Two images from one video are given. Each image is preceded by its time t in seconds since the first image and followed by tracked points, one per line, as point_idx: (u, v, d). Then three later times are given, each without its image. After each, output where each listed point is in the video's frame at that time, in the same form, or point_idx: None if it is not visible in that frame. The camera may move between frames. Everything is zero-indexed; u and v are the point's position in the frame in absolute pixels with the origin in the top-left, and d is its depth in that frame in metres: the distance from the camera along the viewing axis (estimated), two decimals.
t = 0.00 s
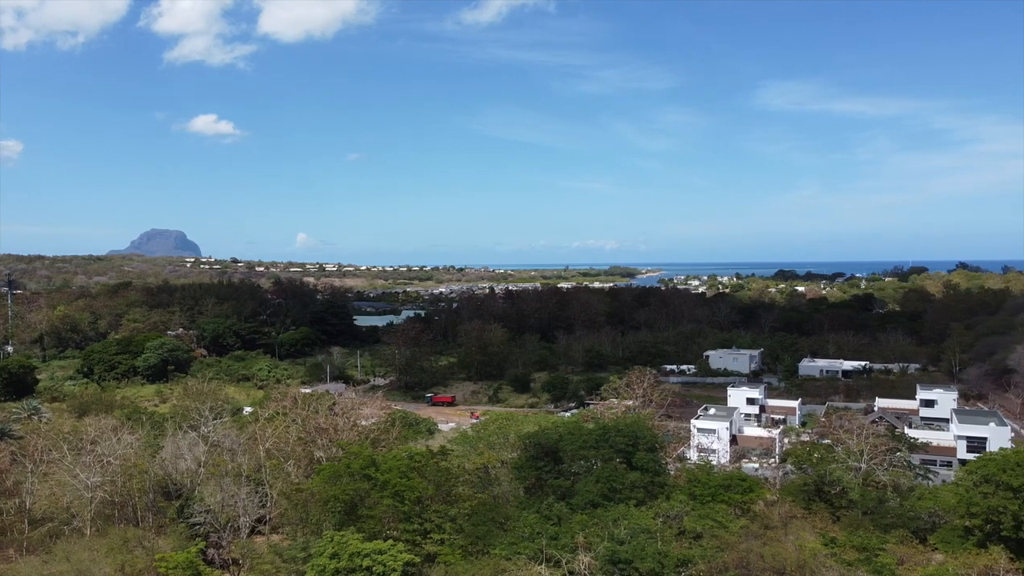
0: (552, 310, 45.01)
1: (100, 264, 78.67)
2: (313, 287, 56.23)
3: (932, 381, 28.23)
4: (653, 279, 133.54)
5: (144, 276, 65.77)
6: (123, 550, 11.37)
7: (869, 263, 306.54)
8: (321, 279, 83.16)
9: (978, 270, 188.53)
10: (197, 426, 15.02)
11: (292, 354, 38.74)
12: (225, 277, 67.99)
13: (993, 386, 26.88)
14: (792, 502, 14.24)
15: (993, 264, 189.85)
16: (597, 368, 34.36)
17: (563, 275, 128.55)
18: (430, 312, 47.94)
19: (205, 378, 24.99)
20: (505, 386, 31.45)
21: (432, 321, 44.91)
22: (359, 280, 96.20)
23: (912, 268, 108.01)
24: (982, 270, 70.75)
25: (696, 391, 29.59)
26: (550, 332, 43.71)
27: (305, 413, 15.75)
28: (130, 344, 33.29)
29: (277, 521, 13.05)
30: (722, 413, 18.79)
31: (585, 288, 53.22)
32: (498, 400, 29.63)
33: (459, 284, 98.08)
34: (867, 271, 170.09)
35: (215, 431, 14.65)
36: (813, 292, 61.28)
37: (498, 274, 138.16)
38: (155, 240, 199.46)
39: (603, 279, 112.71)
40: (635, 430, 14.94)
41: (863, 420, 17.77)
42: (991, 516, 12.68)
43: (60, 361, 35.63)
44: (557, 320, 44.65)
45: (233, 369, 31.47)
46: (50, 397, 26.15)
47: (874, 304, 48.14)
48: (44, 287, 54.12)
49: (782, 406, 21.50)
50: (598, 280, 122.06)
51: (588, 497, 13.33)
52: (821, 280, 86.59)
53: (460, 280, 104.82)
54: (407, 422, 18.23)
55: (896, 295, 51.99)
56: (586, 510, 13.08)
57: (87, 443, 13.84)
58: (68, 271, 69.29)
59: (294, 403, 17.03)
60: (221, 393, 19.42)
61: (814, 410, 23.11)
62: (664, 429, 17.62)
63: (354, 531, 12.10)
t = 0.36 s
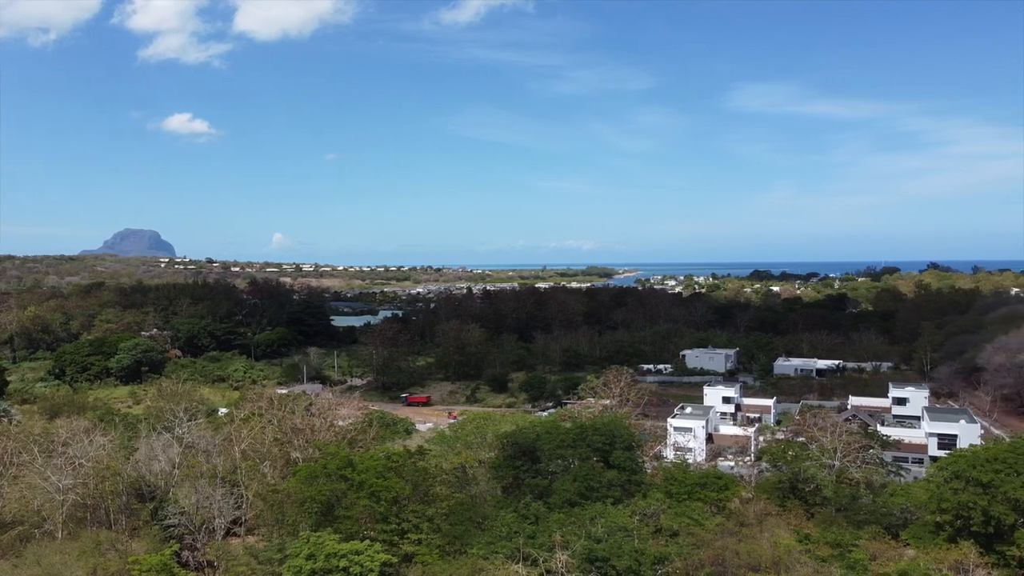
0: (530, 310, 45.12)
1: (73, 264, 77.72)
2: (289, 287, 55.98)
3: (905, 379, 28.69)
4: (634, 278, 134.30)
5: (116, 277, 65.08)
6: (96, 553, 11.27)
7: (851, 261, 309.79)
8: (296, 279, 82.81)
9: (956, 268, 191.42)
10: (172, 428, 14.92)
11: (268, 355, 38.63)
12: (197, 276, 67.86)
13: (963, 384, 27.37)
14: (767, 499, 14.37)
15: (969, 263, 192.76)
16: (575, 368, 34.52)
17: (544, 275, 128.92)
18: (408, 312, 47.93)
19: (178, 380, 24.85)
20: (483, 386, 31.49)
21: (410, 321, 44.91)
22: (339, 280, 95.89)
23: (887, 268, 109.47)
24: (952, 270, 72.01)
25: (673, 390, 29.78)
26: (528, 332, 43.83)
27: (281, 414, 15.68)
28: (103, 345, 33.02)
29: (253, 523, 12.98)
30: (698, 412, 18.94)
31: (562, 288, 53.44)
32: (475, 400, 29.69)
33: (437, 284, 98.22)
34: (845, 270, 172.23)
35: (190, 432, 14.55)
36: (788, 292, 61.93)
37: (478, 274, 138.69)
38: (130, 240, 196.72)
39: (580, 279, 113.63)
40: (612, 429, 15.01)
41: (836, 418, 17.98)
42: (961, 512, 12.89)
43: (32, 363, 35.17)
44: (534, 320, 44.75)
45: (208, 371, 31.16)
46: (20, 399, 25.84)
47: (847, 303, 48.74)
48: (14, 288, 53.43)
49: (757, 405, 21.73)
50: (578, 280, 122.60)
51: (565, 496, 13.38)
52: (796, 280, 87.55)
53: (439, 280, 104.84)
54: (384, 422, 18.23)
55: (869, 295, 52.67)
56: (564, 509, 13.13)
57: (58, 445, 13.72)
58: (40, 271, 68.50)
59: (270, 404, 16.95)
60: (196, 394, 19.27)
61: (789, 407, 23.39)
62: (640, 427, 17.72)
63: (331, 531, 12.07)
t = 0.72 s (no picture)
0: (507, 310, 45.17)
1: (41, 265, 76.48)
2: (263, 288, 55.66)
3: (876, 377, 29.17)
4: (614, 278, 135.10)
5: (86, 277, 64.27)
6: (65, 558, 11.13)
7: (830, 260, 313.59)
8: (271, 279, 82.32)
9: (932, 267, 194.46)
10: (144, 430, 14.78)
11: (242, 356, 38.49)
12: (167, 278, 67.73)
13: (932, 381, 27.87)
14: (741, 496, 14.51)
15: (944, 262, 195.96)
16: (551, 368, 34.67)
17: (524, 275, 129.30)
18: (384, 312, 47.88)
19: (150, 382, 24.66)
20: (459, 386, 31.51)
21: (386, 321, 44.80)
22: (317, 281, 95.45)
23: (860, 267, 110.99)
24: (922, 270, 73.28)
25: (648, 389, 29.96)
26: (504, 332, 43.92)
27: (255, 415, 15.60)
28: (73, 346, 32.69)
29: (227, 525, 12.90)
30: (673, 411, 19.08)
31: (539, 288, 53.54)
32: (451, 400, 29.74)
33: (413, 284, 98.27)
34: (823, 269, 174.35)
35: (162, 434, 14.43)
36: (761, 292, 62.68)
37: (454, 273, 139.40)
38: (100, 240, 193.67)
39: (557, 279, 114.33)
40: (587, 428, 15.08)
41: (809, 417, 18.20)
42: (930, 507, 13.10)
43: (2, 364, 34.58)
44: (511, 320, 44.80)
45: (180, 372, 30.77)
46: None
47: (819, 303, 49.49)
48: None
49: (731, 404, 21.97)
50: (556, 279, 123.12)
51: (541, 494, 13.42)
52: (769, 280, 88.50)
53: (417, 280, 104.69)
54: (360, 422, 18.23)
55: (841, 295, 53.45)
56: (540, 508, 13.16)
57: (26, 448, 13.57)
58: (7, 271, 67.53)
59: (244, 405, 16.85)
60: (168, 395, 19.10)
61: (762, 406, 23.66)
62: (616, 427, 17.82)
63: (306, 532, 12.03)
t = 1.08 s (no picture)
0: (485, 310, 45.16)
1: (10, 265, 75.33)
2: (240, 288, 55.33)
3: (850, 376, 29.56)
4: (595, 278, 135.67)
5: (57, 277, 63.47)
6: (37, 561, 11.02)
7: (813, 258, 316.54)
8: (249, 280, 81.78)
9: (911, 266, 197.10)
10: (118, 431, 14.67)
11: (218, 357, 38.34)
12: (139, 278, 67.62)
13: (905, 380, 28.24)
14: (717, 494, 14.63)
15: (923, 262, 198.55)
16: (529, 367, 34.79)
17: (505, 275, 129.51)
18: (363, 312, 47.79)
19: (124, 383, 24.48)
20: (438, 386, 31.53)
21: (364, 321, 44.64)
22: (295, 281, 95.32)
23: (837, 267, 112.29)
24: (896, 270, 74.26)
25: (626, 389, 30.10)
26: (483, 332, 43.95)
27: (231, 416, 15.52)
28: (46, 347, 32.39)
29: (202, 527, 12.82)
30: (651, 411, 19.20)
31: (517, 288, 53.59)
32: (430, 400, 29.78)
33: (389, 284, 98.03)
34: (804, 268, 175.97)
35: (137, 435, 14.34)
36: (738, 292, 63.24)
37: (434, 273, 139.90)
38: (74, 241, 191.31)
39: (534, 279, 115.25)
40: (566, 427, 15.15)
41: (785, 415, 18.39)
42: (903, 504, 13.27)
43: None
44: (489, 321, 44.80)
45: (155, 373, 30.60)
46: None
47: (795, 303, 50.04)
48: None
49: (708, 403, 22.16)
50: (535, 279, 123.42)
51: (520, 494, 13.46)
52: (745, 280, 89.28)
53: (396, 280, 104.53)
54: (339, 423, 18.23)
55: (816, 295, 54.09)
56: (518, 507, 13.20)
57: None
58: None
59: (220, 406, 16.76)
60: (143, 396, 18.96)
61: (739, 405, 23.88)
62: (594, 426, 17.89)
63: (282, 533, 11.98)
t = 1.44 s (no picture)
0: (461, 310, 45.12)
1: None
2: (213, 289, 54.86)
3: (821, 375, 30.00)
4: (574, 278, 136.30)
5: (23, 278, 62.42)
6: (4, 565, 10.87)
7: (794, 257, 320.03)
8: (220, 281, 81.06)
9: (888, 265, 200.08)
10: (88, 434, 14.52)
11: (191, 358, 38.06)
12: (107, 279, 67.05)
13: (875, 378, 28.67)
14: (692, 492, 14.75)
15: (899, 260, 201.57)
16: (505, 367, 34.88)
17: (484, 275, 129.69)
18: (338, 313, 47.62)
19: (93, 386, 24.23)
20: (414, 386, 31.53)
21: (339, 321, 44.42)
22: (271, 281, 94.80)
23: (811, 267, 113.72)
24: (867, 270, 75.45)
25: (601, 388, 30.25)
26: (459, 332, 43.92)
27: (204, 417, 15.41)
28: (13, 349, 31.94)
29: (174, 529, 12.71)
30: (626, 410, 19.31)
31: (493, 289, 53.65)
32: (405, 400, 29.79)
33: (362, 284, 97.84)
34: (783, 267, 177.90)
35: (107, 437, 14.21)
36: (712, 292, 63.83)
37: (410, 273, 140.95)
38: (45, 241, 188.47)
39: (509, 279, 115.93)
40: (541, 426, 15.21)
41: (758, 413, 18.56)
42: (874, 500, 13.46)
43: None
44: (465, 321, 44.77)
45: (126, 374, 30.30)
46: None
47: (768, 303, 50.66)
48: None
49: (683, 402, 22.34)
50: (513, 279, 123.69)
51: (495, 493, 13.49)
52: (719, 280, 90.12)
53: (371, 281, 104.01)
54: (313, 423, 18.19)
55: (788, 295, 54.83)
56: (494, 507, 13.23)
57: None
58: None
59: (192, 407, 16.61)
60: (114, 398, 18.76)
61: (712, 404, 24.12)
62: (570, 425, 17.96)
63: (256, 535, 11.90)
